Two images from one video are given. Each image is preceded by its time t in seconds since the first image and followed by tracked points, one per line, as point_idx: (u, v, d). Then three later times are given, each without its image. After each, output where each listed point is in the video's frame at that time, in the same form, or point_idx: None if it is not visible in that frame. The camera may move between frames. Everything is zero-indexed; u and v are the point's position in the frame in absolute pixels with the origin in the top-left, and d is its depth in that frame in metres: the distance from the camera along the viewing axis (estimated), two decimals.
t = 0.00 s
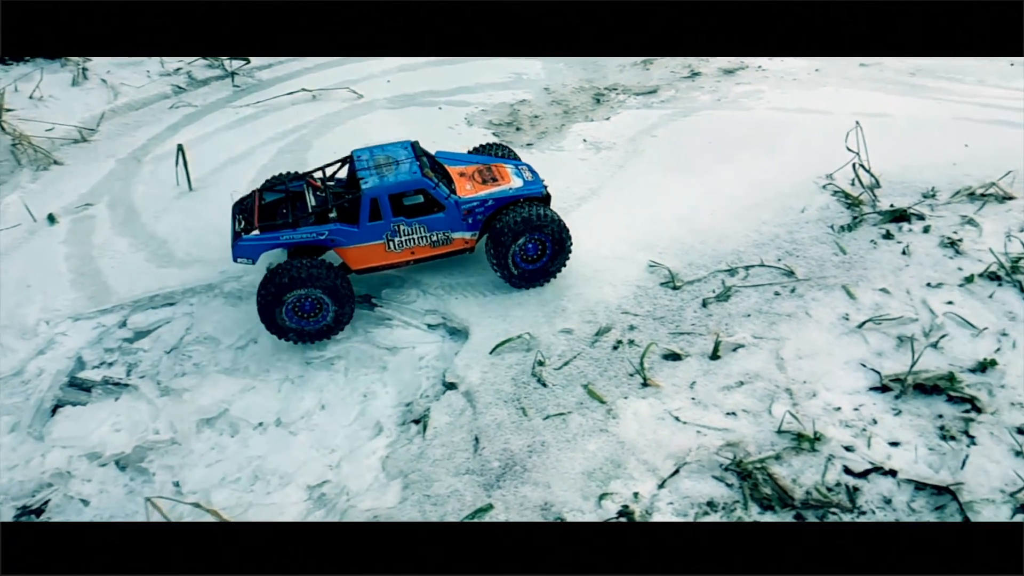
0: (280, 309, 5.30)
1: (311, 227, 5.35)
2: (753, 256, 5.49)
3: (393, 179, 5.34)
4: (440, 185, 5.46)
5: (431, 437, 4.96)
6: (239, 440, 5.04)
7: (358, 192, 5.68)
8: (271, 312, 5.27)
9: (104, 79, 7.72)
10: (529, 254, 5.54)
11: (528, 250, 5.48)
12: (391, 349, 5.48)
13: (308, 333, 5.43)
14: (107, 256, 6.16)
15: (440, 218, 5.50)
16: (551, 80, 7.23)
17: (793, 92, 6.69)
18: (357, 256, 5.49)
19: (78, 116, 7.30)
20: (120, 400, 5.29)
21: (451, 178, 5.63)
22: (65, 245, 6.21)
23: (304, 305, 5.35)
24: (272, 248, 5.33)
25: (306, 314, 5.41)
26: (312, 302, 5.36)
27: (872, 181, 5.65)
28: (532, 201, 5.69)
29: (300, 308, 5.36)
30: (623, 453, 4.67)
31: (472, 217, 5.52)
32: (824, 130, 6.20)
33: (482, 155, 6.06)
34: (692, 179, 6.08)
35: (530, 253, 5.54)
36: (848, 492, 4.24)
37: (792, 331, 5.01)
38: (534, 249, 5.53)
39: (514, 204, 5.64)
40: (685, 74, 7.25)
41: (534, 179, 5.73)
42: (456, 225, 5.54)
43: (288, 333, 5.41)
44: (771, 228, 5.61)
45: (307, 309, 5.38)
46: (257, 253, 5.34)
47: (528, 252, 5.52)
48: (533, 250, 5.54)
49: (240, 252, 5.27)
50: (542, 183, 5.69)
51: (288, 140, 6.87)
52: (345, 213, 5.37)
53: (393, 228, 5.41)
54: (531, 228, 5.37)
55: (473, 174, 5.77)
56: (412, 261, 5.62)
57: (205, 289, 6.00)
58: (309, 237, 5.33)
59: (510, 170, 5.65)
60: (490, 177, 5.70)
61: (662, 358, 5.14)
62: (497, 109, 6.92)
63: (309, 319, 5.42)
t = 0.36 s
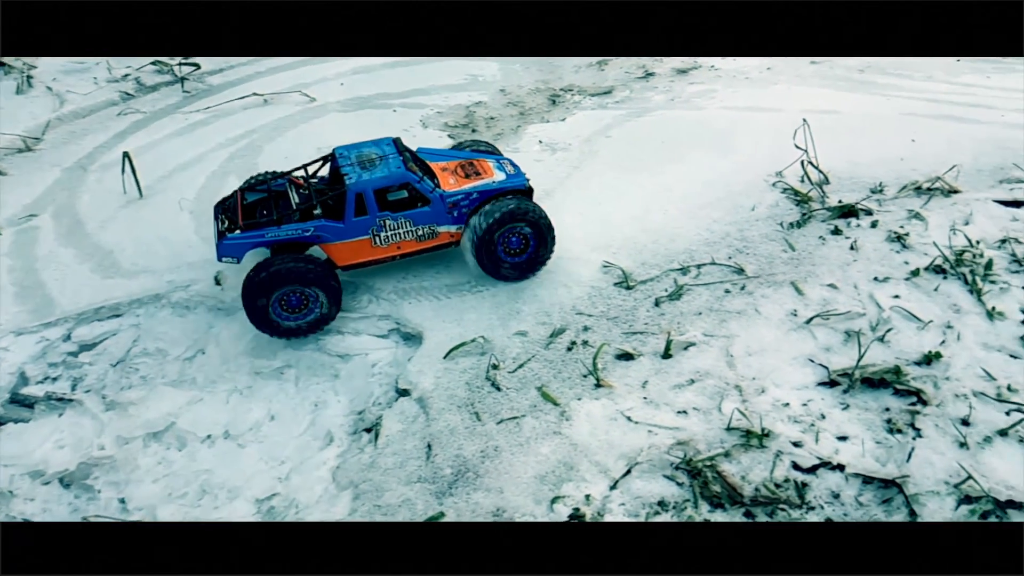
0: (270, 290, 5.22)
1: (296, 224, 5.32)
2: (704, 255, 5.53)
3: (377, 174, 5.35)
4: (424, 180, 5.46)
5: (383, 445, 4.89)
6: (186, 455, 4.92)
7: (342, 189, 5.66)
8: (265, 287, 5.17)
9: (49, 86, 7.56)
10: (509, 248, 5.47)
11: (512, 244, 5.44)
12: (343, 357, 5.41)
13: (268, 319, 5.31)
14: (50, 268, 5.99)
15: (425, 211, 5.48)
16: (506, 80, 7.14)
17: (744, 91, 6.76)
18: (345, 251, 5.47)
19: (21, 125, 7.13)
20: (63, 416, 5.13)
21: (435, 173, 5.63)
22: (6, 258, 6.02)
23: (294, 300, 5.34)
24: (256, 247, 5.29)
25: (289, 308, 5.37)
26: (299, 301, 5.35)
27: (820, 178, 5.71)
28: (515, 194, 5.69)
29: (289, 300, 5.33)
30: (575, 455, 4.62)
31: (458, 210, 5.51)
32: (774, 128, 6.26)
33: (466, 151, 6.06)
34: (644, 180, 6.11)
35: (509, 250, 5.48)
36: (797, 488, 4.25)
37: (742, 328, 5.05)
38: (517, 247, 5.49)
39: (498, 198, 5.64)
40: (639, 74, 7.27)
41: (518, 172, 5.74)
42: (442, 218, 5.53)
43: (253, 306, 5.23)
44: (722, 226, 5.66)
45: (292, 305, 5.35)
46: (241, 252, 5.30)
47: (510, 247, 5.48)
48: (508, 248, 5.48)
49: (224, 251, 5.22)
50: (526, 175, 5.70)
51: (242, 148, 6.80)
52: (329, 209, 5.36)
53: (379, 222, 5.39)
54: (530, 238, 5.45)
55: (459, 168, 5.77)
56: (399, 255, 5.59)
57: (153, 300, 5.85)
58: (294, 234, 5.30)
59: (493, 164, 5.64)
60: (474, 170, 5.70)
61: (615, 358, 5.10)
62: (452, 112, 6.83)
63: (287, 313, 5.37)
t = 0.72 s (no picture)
0: (284, 268, 5.27)
1: (292, 213, 5.37)
2: (664, 255, 5.54)
3: (372, 163, 5.37)
4: (419, 169, 5.46)
5: (341, 455, 4.78)
6: (140, 470, 4.79)
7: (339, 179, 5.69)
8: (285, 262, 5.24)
9: None
10: (500, 240, 5.45)
11: (503, 237, 5.44)
12: (300, 366, 5.32)
13: (249, 279, 5.25)
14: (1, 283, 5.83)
15: (420, 201, 5.47)
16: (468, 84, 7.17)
17: (704, 91, 6.78)
18: (340, 239, 5.47)
19: None
20: (12, 434, 4.98)
21: (430, 163, 5.61)
22: None
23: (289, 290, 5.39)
24: (253, 234, 5.36)
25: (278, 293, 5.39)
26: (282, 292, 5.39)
27: (777, 176, 5.75)
28: (510, 185, 5.64)
29: (283, 287, 5.38)
30: (536, 459, 4.54)
31: (452, 200, 5.48)
32: (731, 127, 6.29)
33: (464, 144, 6.07)
34: (604, 179, 6.10)
35: (496, 241, 5.46)
36: (754, 485, 4.24)
37: (699, 328, 5.06)
38: (507, 243, 5.48)
39: (493, 189, 5.61)
40: (600, 76, 7.29)
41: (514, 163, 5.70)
42: (437, 208, 5.50)
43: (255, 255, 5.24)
44: (681, 226, 5.67)
45: (283, 294, 5.39)
46: (238, 239, 5.35)
47: (498, 240, 5.47)
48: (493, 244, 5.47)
49: (221, 239, 5.29)
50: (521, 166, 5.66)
51: (201, 157, 6.71)
52: (325, 197, 5.39)
53: (374, 211, 5.40)
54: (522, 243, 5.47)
55: (456, 159, 5.77)
56: (394, 245, 5.57)
57: (106, 312, 5.71)
58: (290, 222, 5.35)
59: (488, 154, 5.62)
60: (470, 161, 5.70)
61: (576, 360, 5.03)
62: (414, 115, 6.72)
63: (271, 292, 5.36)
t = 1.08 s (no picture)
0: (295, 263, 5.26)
1: (285, 202, 5.30)
2: (609, 258, 5.52)
3: (364, 153, 5.31)
4: (411, 160, 5.38)
5: (281, 475, 4.62)
6: (73, 498, 4.59)
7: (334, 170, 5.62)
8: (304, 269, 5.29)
9: None
10: (485, 231, 5.41)
11: (491, 229, 5.39)
12: (239, 384, 5.17)
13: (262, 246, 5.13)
14: None
15: (413, 192, 5.39)
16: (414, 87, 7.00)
17: (649, 93, 6.78)
18: (333, 229, 5.39)
19: None
20: None
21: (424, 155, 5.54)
22: None
23: (278, 279, 5.32)
24: (247, 223, 5.29)
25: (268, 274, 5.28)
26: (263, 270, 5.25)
27: (718, 177, 5.78)
28: (503, 177, 5.56)
29: (276, 274, 5.30)
30: (480, 471, 4.42)
31: (444, 191, 5.40)
32: (674, 128, 6.32)
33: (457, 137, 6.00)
34: (551, 183, 6.06)
35: (482, 232, 5.43)
36: (695, 487, 4.21)
37: (644, 331, 5.02)
38: (494, 236, 5.43)
39: (484, 181, 5.54)
40: (547, 79, 7.28)
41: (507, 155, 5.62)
42: (430, 199, 5.43)
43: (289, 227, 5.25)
44: (625, 229, 5.67)
45: (270, 277, 5.29)
46: (232, 228, 5.29)
47: (485, 232, 5.44)
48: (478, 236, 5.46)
49: (214, 227, 5.22)
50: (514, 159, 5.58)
51: (141, 172, 6.53)
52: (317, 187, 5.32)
53: (366, 201, 5.33)
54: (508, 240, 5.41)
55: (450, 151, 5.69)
56: (387, 236, 5.49)
57: (38, 334, 5.48)
58: (283, 212, 5.28)
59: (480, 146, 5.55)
60: (462, 153, 5.63)
61: (522, 367, 4.93)
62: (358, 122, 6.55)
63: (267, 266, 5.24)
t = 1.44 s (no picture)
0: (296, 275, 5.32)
1: (287, 194, 5.29)
2: (556, 265, 5.49)
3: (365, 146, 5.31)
4: (411, 154, 5.38)
5: (218, 499, 4.42)
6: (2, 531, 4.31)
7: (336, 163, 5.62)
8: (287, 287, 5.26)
9: None
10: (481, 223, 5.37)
11: (490, 223, 5.36)
12: (176, 405, 4.94)
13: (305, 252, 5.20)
14: None
15: (411, 186, 5.38)
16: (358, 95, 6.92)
17: (594, 98, 6.82)
18: (335, 221, 5.38)
19: None
20: None
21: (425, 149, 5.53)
22: None
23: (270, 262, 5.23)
24: (250, 215, 5.28)
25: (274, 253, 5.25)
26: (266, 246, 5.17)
27: (661, 181, 5.84)
28: (503, 173, 5.55)
29: (275, 261, 5.25)
30: (422, 488, 4.25)
31: (443, 185, 5.39)
32: (618, 133, 6.35)
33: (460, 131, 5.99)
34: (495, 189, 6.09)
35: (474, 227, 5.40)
36: (637, 494, 4.15)
37: (590, 337, 4.95)
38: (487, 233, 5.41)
39: (484, 176, 5.52)
40: (495, 86, 7.26)
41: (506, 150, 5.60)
42: (429, 193, 5.42)
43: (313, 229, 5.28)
44: (571, 235, 5.67)
45: (273, 260, 5.22)
46: (236, 219, 5.29)
47: (482, 227, 5.42)
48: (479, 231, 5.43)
49: (218, 218, 5.22)
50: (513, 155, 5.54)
51: (77, 189, 6.33)
52: (319, 179, 5.32)
53: (366, 194, 5.31)
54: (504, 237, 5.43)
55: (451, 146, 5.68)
56: (386, 229, 5.49)
57: None
58: (284, 204, 5.27)
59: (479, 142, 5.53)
60: (462, 148, 5.61)
61: (466, 379, 4.78)
62: (302, 131, 6.52)
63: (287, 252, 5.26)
